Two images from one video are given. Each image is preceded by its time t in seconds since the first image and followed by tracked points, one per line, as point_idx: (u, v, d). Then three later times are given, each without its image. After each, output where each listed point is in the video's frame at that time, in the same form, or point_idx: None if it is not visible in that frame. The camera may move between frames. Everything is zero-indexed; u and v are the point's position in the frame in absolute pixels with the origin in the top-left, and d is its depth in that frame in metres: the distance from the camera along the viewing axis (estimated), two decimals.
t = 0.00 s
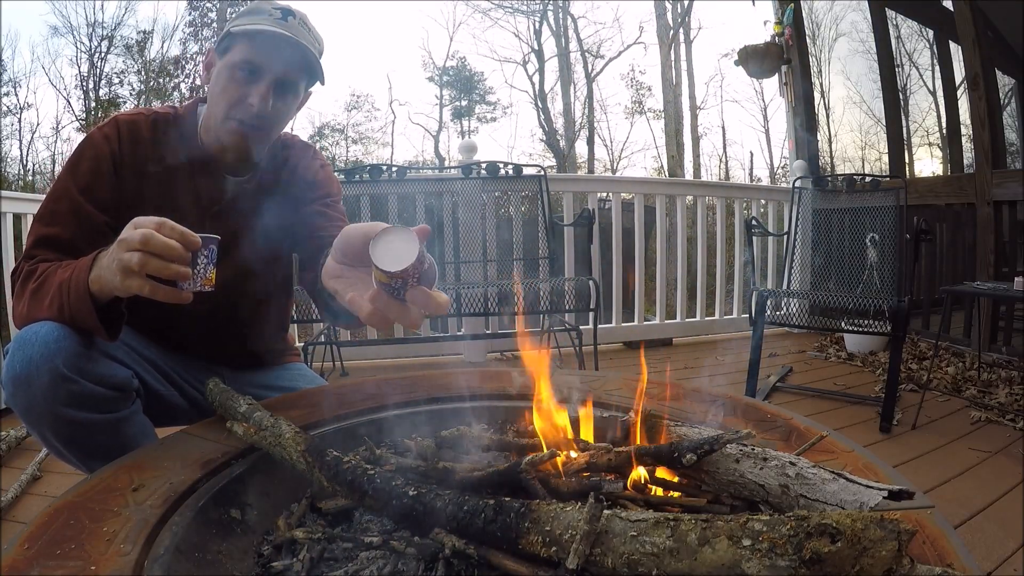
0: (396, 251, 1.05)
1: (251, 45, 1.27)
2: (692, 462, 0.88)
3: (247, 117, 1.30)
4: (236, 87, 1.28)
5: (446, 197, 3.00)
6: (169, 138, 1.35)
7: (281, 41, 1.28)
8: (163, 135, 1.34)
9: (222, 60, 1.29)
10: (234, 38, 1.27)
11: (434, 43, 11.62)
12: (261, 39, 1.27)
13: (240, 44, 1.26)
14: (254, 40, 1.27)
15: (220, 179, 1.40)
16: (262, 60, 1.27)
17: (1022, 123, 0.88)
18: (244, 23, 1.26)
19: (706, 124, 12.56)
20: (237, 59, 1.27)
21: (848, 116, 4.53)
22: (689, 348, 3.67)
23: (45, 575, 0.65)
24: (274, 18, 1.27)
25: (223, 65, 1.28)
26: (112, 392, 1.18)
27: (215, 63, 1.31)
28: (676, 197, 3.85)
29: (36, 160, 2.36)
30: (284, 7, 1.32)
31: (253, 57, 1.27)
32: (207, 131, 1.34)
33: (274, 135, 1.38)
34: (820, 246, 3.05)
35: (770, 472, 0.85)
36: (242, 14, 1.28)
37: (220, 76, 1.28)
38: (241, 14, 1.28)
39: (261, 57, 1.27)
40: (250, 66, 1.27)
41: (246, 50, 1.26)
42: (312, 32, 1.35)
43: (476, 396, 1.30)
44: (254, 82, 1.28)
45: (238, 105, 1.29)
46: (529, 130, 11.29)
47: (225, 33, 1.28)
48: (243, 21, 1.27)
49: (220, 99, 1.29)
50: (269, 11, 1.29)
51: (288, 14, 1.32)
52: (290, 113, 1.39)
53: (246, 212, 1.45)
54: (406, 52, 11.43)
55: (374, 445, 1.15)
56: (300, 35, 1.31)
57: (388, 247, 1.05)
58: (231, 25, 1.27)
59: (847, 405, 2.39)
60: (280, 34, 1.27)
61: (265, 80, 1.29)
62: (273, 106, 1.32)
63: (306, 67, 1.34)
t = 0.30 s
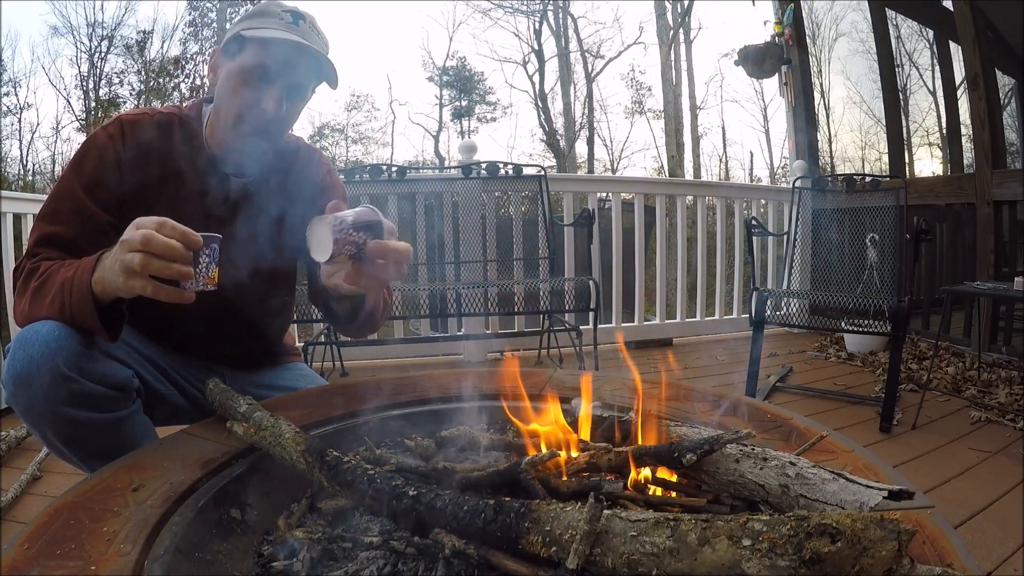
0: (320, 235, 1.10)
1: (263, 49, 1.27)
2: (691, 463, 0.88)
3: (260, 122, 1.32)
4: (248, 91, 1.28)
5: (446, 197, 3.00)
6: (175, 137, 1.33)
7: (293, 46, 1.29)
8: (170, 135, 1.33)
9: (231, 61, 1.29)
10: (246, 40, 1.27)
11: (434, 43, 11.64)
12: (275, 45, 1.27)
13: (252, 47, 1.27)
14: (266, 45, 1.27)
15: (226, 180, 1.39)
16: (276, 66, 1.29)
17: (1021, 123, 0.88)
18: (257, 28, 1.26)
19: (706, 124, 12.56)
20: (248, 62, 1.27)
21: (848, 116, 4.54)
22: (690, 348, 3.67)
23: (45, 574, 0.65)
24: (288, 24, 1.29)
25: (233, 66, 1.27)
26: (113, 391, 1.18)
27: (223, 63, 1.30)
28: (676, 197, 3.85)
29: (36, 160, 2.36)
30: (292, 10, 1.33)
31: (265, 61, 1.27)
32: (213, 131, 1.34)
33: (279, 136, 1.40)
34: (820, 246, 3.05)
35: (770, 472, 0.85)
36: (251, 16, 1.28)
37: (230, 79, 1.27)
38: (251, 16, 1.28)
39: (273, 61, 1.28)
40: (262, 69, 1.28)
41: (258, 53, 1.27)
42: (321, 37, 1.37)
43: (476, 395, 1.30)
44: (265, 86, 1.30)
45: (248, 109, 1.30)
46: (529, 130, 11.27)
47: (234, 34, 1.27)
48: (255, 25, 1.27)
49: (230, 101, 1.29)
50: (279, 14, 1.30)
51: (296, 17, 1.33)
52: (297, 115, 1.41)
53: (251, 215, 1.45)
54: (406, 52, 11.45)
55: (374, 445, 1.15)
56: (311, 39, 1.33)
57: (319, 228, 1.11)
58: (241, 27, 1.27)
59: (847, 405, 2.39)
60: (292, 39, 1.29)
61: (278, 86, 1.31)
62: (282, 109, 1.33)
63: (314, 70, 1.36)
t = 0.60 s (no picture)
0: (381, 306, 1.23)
1: (271, 54, 1.24)
2: (692, 463, 0.88)
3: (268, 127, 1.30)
4: (257, 96, 1.27)
5: (446, 197, 3.00)
6: (179, 138, 1.33)
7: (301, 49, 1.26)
8: (173, 136, 1.33)
9: (238, 64, 1.26)
10: (252, 44, 1.24)
11: (434, 43, 11.63)
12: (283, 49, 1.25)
13: (259, 52, 1.24)
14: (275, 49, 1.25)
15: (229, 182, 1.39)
16: (285, 71, 1.26)
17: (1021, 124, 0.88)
18: (265, 32, 1.24)
19: (706, 124, 12.57)
20: (257, 67, 1.25)
21: (847, 116, 4.55)
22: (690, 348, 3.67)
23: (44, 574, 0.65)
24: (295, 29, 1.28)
25: (241, 72, 1.25)
26: (112, 392, 1.18)
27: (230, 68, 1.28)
28: (676, 197, 3.85)
29: (36, 160, 2.36)
30: (297, 14, 1.32)
31: (275, 66, 1.25)
32: (222, 135, 1.32)
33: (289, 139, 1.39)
34: (820, 246, 3.05)
35: (770, 472, 0.85)
36: (258, 20, 1.25)
37: (239, 84, 1.25)
38: (256, 19, 1.25)
39: (282, 67, 1.26)
40: (270, 74, 1.26)
41: (266, 58, 1.24)
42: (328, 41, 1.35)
43: (476, 395, 1.30)
44: (275, 91, 1.28)
45: (259, 114, 1.28)
46: (529, 130, 11.26)
47: (241, 39, 1.25)
48: (263, 29, 1.25)
49: (239, 107, 1.28)
50: (285, 18, 1.29)
51: (301, 22, 1.32)
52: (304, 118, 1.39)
53: (253, 218, 1.45)
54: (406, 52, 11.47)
55: (374, 445, 1.15)
56: (317, 43, 1.31)
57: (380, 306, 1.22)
58: (248, 31, 1.25)
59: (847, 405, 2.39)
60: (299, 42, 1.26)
61: (287, 91, 1.28)
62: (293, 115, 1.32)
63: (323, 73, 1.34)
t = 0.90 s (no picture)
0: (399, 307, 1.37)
1: (273, 49, 1.26)
2: (692, 463, 0.88)
3: (268, 120, 1.30)
4: (257, 89, 1.28)
5: (446, 197, 3.00)
6: (188, 135, 1.33)
7: (302, 45, 1.28)
8: (182, 134, 1.33)
9: (240, 60, 1.28)
10: (255, 40, 1.26)
11: (434, 43, 11.65)
12: (283, 43, 1.26)
13: (261, 47, 1.26)
14: (275, 43, 1.26)
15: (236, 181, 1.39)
16: (285, 64, 1.27)
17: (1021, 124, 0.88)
18: (265, 27, 1.26)
19: (706, 124, 12.58)
20: (258, 61, 1.26)
21: (847, 117, 4.55)
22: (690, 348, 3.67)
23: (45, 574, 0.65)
24: (295, 22, 1.28)
25: (243, 66, 1.27)
26: (110, 395, 1.17)
27: (234, 64, 1.30)
28: (676, 197, 3.85)
29: (37, 160, 2.35)
30: (301, 10, 1.31)
31: (276, 61, 1.27)
32: (225, 130, 1.33)
33: (292, 135, 1.39)
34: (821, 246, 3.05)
35: (770, 472, 0.85)
36: (261, 17, 1.27)
37: (240, 77, 1.27)
38: (259, 16, 1.27)
39: (282, 61, 1.27)
40: (272, 69, 1.27)
41: (268, 53, 1.26)
42: (330, 37, 1.35)
43: (475, 395, 1.30)
44: (275, 85, 1.29)
45: (260, 108, 1.29)
46: (529, 130, 11.28)
47: (244, 35, 1.27)
48: (264, 24, 1.26)
49: (241, 102, 1.28)
50: (288, 14, 1.29)
51: (305, 17, 1.31)
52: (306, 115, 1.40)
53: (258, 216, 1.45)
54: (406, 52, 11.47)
55: (374, 445, 1.15)
56: (320, 39, 1.30)
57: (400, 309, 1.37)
58: (251, 27, 1.26)
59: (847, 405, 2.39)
60: (300, 39, 1.27)
61: (287, 84, 1.29)
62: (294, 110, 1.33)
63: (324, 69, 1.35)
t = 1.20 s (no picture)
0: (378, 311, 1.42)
1: (278, 47, 1.26)
2: (692, 463, 0.88)
3: (276, 118, 1.30)
4: (265, 88, 1.28)
5: (446, 197, 3.00)
6: (198, 134, 1.33)
7: (308, 43, 1.28)
8: (192, 133, 1.33)
9: (248, 60, 1.29)
10: (260, 40, 1.26)
11: (434, 43, 11.58)
12: (289, 41, 1.26)
13: (266, 46, 1.26)
14: (281, 42, 1.26)
15: (246, 179, 1.40)
16: (291, 62, 1.27)
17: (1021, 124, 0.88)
18: (271, 26, 1.26)
19: (706, 124, 12.59)
20: (265, 61, 1.27)
21: (848, 116, 4.56)
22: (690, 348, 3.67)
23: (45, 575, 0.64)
24: (300, 22, 1.28)
25: (250, 66, 1.27)
26: (111, 396, 1.17)
27: (241, 64, 1.30)
28: (676, 197, 3.85)
29: (36, 160, 2.35)
30: (306, 10, 1.31)
31: (282, 60, 1.27)
32: (234, 129, 1.34)
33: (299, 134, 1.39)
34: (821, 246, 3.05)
35: (770, 472, 0.85)
36: (266, 17, 1.27)
37: (248, 77, 1.28)
38: (264, 17, 1.27)
39: (288, 59, 1.27)
40: (278, 68, 1.28)
41: (274, 51, 1.26)
42: (335, 36, 1.35)
43: (475, 395, 1.30)
44: (282, 83, 1.29)
45: (266, 106, 1.29)
46: (529, 130, 11.29)
47: (250, 35, 1.27)
48: (270, 23, 1.27)
49: (247, 100, 1.28)
50: (293, 14, 1.29)
51: (310, 17, 1.31)
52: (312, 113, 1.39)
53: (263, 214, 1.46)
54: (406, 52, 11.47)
55: (374, 446, 1.15)
56: (325, 38, 1.30)
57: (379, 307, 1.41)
58: (256, 27, 1.27)
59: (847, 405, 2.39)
60: (306, 37, 1.27)
61: (293, 82, 1.29)
62: (300, 108, 1.32)
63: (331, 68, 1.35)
